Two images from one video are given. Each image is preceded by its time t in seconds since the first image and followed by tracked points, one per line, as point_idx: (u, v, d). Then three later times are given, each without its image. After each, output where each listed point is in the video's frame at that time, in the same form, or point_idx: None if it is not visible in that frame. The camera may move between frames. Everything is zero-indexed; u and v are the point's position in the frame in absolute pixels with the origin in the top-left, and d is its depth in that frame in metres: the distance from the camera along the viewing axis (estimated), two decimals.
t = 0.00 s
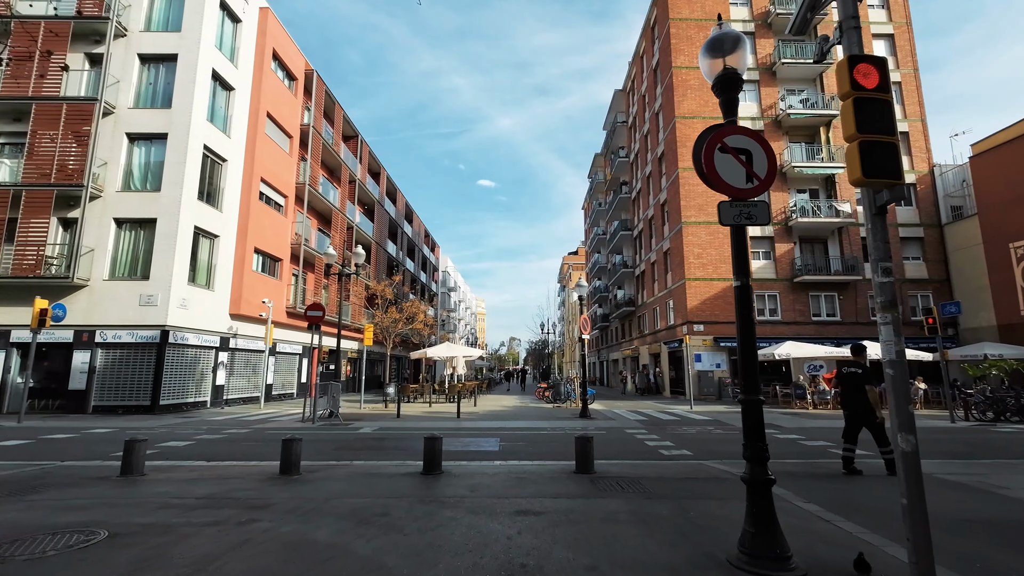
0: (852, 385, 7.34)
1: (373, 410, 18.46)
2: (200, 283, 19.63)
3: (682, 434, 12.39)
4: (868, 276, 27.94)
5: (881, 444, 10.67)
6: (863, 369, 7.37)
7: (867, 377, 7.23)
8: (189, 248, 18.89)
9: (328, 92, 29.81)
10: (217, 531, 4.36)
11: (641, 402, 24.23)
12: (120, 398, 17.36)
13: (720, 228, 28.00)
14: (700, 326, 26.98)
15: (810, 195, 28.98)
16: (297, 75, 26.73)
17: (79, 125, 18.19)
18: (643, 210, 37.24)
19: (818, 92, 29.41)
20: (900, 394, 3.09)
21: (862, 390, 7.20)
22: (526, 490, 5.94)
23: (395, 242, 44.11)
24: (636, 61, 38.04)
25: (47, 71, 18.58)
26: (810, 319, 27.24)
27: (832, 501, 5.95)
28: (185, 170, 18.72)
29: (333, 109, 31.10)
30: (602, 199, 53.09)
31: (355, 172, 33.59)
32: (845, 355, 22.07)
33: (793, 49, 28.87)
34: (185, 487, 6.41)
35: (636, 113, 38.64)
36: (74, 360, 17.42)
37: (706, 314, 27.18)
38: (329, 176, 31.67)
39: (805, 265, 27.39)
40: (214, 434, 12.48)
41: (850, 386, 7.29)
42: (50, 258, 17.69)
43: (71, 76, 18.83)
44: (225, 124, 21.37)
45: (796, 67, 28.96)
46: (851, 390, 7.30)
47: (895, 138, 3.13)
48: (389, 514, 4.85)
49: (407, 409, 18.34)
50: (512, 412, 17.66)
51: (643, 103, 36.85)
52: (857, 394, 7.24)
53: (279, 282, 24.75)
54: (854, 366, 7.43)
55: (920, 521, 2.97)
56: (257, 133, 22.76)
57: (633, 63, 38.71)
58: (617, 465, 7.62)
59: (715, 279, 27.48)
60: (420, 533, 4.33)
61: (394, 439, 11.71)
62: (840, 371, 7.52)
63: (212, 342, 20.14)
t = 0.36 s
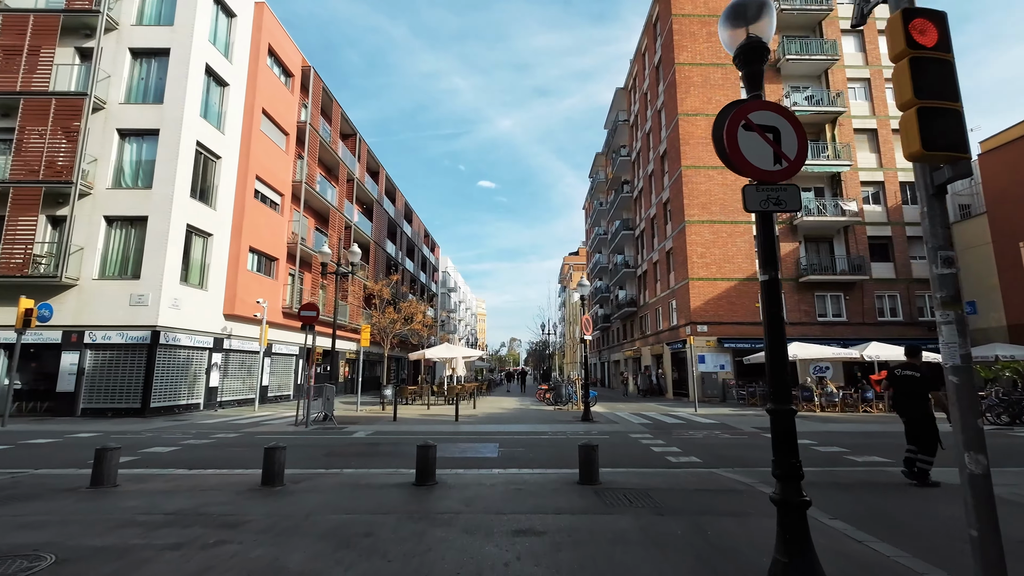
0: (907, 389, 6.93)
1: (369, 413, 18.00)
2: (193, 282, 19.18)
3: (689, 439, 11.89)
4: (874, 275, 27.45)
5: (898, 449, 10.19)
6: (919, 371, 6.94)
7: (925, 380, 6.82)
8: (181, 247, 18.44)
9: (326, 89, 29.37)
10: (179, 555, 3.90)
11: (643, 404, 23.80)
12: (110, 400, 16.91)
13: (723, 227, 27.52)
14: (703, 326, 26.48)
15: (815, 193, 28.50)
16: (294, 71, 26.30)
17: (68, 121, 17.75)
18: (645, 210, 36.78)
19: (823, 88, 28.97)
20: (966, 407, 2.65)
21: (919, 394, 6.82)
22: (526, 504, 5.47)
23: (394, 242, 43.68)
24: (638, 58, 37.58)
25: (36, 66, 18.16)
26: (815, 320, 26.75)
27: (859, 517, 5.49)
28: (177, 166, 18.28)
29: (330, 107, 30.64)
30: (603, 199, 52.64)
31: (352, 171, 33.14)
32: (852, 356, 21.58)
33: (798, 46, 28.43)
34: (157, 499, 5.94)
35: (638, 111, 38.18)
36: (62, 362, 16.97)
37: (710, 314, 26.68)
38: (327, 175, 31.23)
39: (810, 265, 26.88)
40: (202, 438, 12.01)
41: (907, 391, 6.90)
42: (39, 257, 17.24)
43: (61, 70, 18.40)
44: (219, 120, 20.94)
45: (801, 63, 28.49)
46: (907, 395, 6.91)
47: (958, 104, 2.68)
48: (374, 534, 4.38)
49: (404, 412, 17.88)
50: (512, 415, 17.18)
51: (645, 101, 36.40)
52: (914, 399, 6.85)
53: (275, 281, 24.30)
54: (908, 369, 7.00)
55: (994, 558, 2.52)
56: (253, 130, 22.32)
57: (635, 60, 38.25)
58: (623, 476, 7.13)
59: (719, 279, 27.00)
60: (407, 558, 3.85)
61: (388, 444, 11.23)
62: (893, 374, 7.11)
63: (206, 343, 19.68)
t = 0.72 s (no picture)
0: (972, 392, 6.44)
1: (366, 414, 17.50)
2: (186, 280, 18.71)
3: (699, 441, 11.37)
4: (882, 274, 26.94)
5: (920, 453, 9.68)
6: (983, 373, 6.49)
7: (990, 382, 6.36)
8: (174, 243, 17.97)
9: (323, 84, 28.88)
10: None
11: (647, 405, 23.30)
12: (99, 400, 16.44)
13: (728, 224, 27.03)
14: (708, 325, 25.95)
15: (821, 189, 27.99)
16: (291, 66, 25.81)
17: (57, 113, 17.26)
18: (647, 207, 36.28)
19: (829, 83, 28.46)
20: None
21: (986, 398, 6.35)
22: (530, 516, 4.97)
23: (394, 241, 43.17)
24: (640, 54, 37.08)
25: (25, 57, 17.69)
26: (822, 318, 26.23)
27: (898, 530, 4.99)
28: (169, 160, 17.80)
29: (328, 102, 30.16)
30: (604, 197, 52.11)
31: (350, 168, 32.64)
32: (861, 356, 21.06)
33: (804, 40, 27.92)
34: (127, 510, 5.45)
35: (640, 108, 37.68)
36: (50, 361, 16.49)
37: (714, 313, 26.16)
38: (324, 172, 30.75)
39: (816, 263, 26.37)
40: (190, 440, 11.51)
41: (973, 394, 6.41)
42: (26, 254, 16.76)
43: (50, 62, 17.92)
44: (213, 114, 20.46)
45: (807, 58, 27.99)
46: (971, 398, 6.44)
47: None
48: (360, 553, 3.89)
49: (402, 413, 17.37)
50: (513, 416, 16.68)
51: (647, 97, 35.92)
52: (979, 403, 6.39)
53: (271, 280, 23.81)
54: (970, 371, 6.53)
55: None
56: (248, 125, 21.83)
57: (637, 56, 37.75)
58: (633, 482, 6.65)
59: (723, 277, 26.50)
60: None
61: (384, 447, 10.72)
62: (952, 376, 6.62)
63: (199, 342, 19.20)
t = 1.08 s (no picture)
0: None
1: (362, 414, 17.08)
2: (177, 277, 18.28)
3: (705, 442, 10.93)
4: (888, 271, 26.48)
5: (939, 455, 9.22)
6: None
7: None
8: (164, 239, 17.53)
9: (320, 79, 28.43)
10: None
11: (649, 405, 22.86)
12: (88, 401, 16.00)
13: (731, 221, 26.57)
14: (711, 324, 25.49)
15: (826, 186, 27.54)
16: (287, 60, 25.37)
17: (45, 106, 16.83)
18: (648, 205, 35.83)
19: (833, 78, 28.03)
20: None
21: None
22: (530, 528, 4.52)
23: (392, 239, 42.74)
24: (641, 50, 36.62)
25: (12, 48, 17.25)
26: (827, 317, 25.79)
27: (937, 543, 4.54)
28: (160, 154, 17.37)
29: (325, 98, 29.71)
30: (605, 196, 51.67)
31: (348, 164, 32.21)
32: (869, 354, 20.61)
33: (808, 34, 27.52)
34: (91, 518, 5.00)
35: (641, 104, 37.23)
36: (37, 360, 16.05)
37: (717, 312, 25.69)
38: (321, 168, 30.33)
39: (821, 260, 25.93)
40: (176, 442, 11.07)
41: None
42: (12, 250, 16.32)
43: (38, 53, 17.48)
44: (206, 108, 20.03)
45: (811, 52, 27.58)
46: None
47: None
48: (337, 571, 3.46)
49: (398, 413, 16.93)
50: (512, 417, 16.25)
51: (648, 94, 35.48)
52: None
53: (266, 277, 23.37)
54: None
55: None
56: (241, 119, 21.39)
57: (638, 52, 37.32)
58: (640, 488, 6.20)
59: (727, 275, 26.03)
60: None
61: (377, 448, 10.27)
62: (1007, 370, 6.20)
63: (191, 341, 18.76)
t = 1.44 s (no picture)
0: None
1: (358, 417, 16.62)
2: (168, 275, 17.82)
3: (713, 447, 10.47)
4: (895, 270, 26.02)
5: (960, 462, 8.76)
6: None
7: None
8: (155, 236, 17.07)
9: (317, 74, 27.95)
10: None
11: (651, 407, 22.40)
12: (75, 403, 15.55)
13: (735, 219, 26.10)
14: (715, 324, 25.00)
15: (832, 183, 27.07)
16: (282, 55, 24.91)
17: (31, 100, 16.37)
18: (650, 203, 35.37)
19: (839, 74, 27.58)
20: None
21: None
22: (529, 552, 4.05)
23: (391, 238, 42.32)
24: (643, 46, 36.14)
25: None
26: (833, 317, 25.30)
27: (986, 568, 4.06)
28: (150, 149, 16.91)
29: (322, 94, 29.24)
30: (606, 194, 51.28)
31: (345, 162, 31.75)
32: (877, 355, 20.14)
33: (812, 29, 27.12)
34: (46, 538, 4.56)
35: (643, 101, 36.76)
36: (22, 361, 15.60)
37: (721, 311, 25.21)
38: (318, 165, 29.87)
39: (826, 259, 25.46)
40: (160, 447, 10.61)
41: None
42: None
43: (25, 46, 17.03)
44: (198, 103, 19.57)
45: (816, 47, 27.13)
46: None
47: None
48: None
49: (394, 416, 16.45)
50: (512, 419, 15.80)
51: (650, 90, 34.99)
52: None
53: (261, 276, 22.92)
54: None
55: None
56: (235, 114, 20.93)
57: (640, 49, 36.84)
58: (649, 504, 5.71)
59: (731, 274, 25.55)
60: None
61: (369, 454, 9.79)
62: None
63: (183, 341, 18.31)
